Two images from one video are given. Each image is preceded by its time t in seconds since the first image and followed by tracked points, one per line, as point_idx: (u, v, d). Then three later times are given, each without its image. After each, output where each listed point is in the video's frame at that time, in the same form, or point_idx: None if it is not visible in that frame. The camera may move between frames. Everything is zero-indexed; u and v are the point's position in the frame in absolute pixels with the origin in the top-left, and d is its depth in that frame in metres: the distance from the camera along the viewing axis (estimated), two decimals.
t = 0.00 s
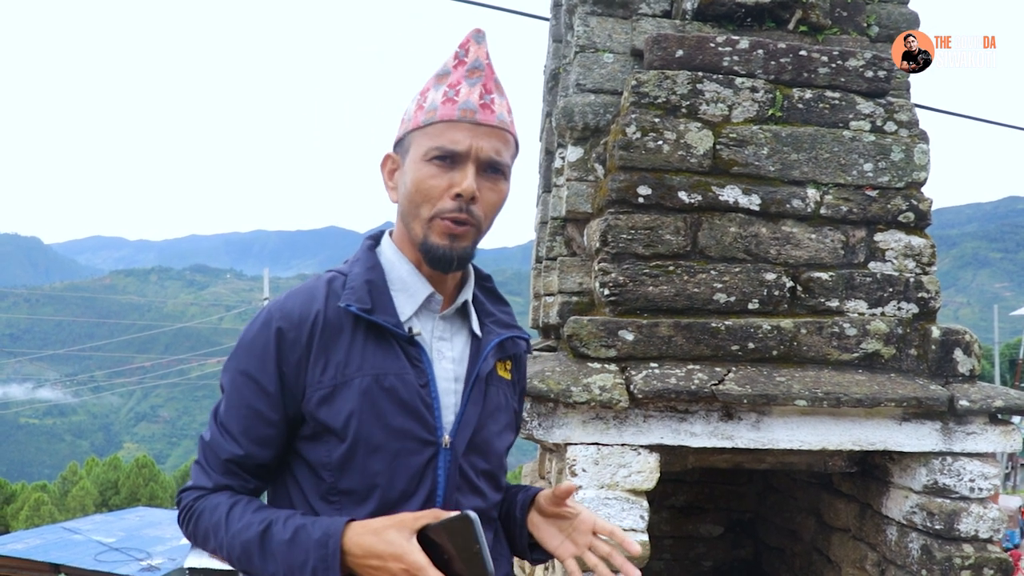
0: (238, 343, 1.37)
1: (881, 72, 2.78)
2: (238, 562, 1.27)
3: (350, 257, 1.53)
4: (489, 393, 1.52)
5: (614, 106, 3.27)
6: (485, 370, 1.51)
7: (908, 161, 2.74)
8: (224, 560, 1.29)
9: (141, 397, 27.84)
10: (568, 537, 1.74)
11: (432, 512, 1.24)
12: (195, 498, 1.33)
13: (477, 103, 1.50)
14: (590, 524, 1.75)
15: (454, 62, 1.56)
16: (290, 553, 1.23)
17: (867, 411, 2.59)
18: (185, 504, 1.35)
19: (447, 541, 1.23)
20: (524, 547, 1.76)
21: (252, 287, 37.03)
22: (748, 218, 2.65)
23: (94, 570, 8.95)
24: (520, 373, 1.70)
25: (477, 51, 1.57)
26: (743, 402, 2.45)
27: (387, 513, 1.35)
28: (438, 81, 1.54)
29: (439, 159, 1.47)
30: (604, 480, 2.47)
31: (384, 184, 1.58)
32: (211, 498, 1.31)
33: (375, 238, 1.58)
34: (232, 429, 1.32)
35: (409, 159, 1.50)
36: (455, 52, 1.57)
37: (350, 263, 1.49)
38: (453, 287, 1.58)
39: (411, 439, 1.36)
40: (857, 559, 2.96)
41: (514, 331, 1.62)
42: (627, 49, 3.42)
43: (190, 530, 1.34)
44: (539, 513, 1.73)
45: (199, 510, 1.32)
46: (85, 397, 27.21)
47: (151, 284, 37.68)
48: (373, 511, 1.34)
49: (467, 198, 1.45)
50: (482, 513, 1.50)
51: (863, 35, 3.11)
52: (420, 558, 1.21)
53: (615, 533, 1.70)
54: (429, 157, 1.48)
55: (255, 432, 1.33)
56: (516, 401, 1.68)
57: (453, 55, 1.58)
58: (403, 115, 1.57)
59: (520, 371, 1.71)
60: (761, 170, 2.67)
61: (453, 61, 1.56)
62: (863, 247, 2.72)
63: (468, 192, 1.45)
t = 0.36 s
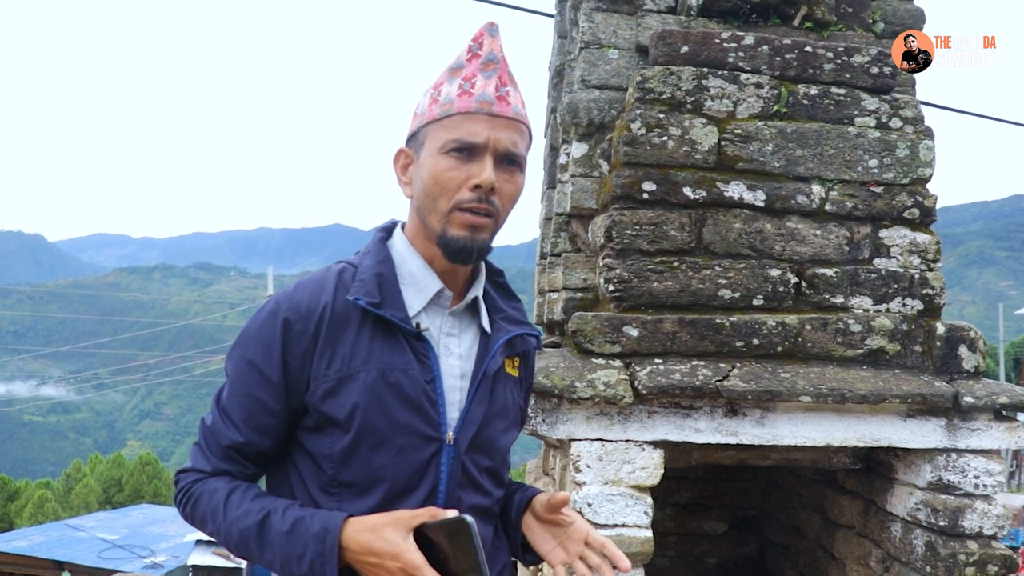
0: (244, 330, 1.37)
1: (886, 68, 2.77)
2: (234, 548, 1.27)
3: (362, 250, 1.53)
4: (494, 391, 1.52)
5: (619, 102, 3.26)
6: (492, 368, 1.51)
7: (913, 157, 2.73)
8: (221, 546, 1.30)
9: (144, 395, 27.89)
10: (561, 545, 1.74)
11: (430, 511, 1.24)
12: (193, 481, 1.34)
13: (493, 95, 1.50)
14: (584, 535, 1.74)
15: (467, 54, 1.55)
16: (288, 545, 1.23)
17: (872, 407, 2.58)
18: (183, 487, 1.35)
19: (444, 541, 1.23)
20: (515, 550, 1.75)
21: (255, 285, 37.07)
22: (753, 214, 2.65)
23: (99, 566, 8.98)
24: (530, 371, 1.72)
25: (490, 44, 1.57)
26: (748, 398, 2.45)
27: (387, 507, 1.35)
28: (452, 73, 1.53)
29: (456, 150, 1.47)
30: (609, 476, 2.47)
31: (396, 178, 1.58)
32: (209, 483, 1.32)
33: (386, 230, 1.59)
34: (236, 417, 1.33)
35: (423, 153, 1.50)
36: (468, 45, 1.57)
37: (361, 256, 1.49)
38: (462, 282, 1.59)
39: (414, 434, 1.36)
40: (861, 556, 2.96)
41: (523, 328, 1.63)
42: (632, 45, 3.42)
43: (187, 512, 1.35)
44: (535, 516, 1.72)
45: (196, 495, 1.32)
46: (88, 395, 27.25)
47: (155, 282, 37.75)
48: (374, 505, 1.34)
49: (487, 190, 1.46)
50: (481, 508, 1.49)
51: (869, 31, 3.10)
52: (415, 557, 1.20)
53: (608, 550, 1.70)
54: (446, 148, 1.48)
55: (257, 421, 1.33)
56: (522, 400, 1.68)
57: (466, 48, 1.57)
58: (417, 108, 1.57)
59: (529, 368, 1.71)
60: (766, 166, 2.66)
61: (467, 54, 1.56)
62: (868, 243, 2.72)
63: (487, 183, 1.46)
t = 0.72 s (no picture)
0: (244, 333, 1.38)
1: (889, 65, 2.78)
2: (246, 547, 1.24)
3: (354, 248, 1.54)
4: (496, 373, 1.51)
5: (622, 98, 3.27)
6: (492, 353, 1.51)
7: (916, 154, 2.74)
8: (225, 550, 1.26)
9: (148, 392, 27.96)
10: (617, 480, 1.63)
11: (452, 475, 1.24)
12: (190, 488, 1.30)
13: (491, 90, 1.51)
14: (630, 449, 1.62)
15: (457, 49, 1.53)
16: (310, 529, 1.23)
17: (875, 403, 2.59)
18: (180, 496, 1.30)
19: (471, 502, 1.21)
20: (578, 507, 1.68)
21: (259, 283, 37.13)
22: (756, 210, 2.65)
23: (104, 563, 9.01)
24: (535, 351, 1.71)
25: (479, 38, 1.56)
26: (751, 394, 2.45)
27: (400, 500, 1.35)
28: (444, 68, 1.51)
29: (463, 146, 1.47)
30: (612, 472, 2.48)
31: (387, 173, 1.54)
32: (210, 485, 1.28)
33: (378, 228, 1.60)
34: (239, 418, 1.31)
35: (424, 148, 1.48)
36: (454, 37, 1.55)
37: (354, 254, 1.50)
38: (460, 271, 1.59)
39: (420, 425, 1.37)
40: (864, 552, 2.96)
41: (519, 312, 1.63)
42: (636, 41, 3.42)
43: (183, 523, 1.29)
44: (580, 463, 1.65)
45: (198, 499, 1.28)
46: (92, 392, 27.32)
47: (159, 280, 37.84)
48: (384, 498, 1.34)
49: (496, 185, 1.47)
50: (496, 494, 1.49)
51: (872, 28, 3.10)
52: (439, 515, 1.19)
53: (654, 442, 1.56)
54: (451, 144, 1.47)
55: (260, 419, 1.32)
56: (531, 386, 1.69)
57: (453, 42, 1.54)
58: (406, 103, 1.53)
59: (535, 350, 1.71)
60: (769, 163, 2.67)
61: (456, 48, 1.53)
62: (871, 239, 2.72)
63: (495, 178, 1.47)
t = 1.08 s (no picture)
0: (259, 336, 1.38)
1: (891, 62, 2.78)
2: (311, 484, 1.15)
3: (348, 250, 1.56)
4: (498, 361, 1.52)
5: (624, 96, 3.28)
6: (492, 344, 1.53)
7: (918, 151, 2.74)
8: (299, 523, 1.16)
9: (150, 392, 27.97)
10: (643, 348, 1.58)
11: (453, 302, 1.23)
12: (247, 491, 1.23)
13: (481, 92, 1.49)
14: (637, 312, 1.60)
15: (444, 51, 1.50)
16: (351, 417, 1.16)
17: (878, 400, 2.59)
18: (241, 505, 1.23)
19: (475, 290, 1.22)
20: (622, 402, 1.57)
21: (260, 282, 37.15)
22: (758, 209, 2.66)
23: (106, 562, 9.03)
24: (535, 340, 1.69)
25: (466, 38, 1.52)
26: (754, 391, 2.46)
27: (413, 494, 1.36)
28: (432, 70, 1.48)
29: (458, 148, 1.46)
30: (615, 470, 2.49)
31: (377, 174, 1.53)
32: (259, 474, 1.22)
33: (370, 228, 1.60)
34: (271, 413, 1.28)
35: (417, 149, 1.47)
36: (440, 37, 1.51)
37: (349, 255, 1.51)
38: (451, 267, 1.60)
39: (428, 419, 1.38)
40: (867, 549, 2.97)
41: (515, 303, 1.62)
42: (638, 40, 3.43)
43: (253, 525, 1.20)
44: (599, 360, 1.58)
45: (252, 485, 1.21)
46: (93, 392, 27.32)
47: (160, 279, 37.87)
48: (397, 494, 1.34)
49: (490, 185, 1.47)
50: (508, 485, 1.47)
51: (874, 25, 3.11)
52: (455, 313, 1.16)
53: (652, 286, 1.57)
54: (446, 145, 1.46)
55: (295, 408, 1.30)
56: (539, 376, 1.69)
57: (439, 43, 1.51)
58: (394, 105, 1.50)
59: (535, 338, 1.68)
60: (771, 161, 2.67)
61: (443, 50, 1.50)
62: (873, 237, 2.73)
63: (490, 178, 1.47)
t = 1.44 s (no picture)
0: (260, 336, 1.38)
1: (892, 62, 2.78)
2: (320, 513, 1.18)
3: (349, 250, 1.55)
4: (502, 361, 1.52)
5: (626, 96, 3.28)
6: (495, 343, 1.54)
7: (919, 151, 2.74)
8: (301, 541, 1.20)
9: (151, 391, 27.99)
10: (636, 384, 1.58)
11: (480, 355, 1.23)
12: (248, 496, 1.26)
13: (480, 92, 1.51)
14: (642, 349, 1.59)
15: (441, 54, 1.51)
16: (369, 460, 1.18)
17: (879, 400, 2.60)
18: (241, 507, 1.26)
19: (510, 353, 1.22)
20: (604, 431, 1.60)
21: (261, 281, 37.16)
22: (760, 208, 2.66)
23: (108, 561, 9.04)
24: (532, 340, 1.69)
25: (461, 42, 1.54)
26: (755, 390, 2.46)
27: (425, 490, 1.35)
28: (431, 72, 1.49)
29: (462, 146, 1.47)
30: (616, 469, 2.49)
31: (378, 177, 1.52)
32: (263, 483, 1.24)
33: (370, 228, 1.60)
34: (273, 417, 1.29)
35: (420, 149, 1.48)
36: (436, 41, 1.52)
37: (350, 256, 1.50)
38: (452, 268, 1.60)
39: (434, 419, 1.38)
40: (868, 548, 2.97)
41: (514, 302, 1.64)
42: (639, 40, 3.43)
43: (254, 530, 1.23)
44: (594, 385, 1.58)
45: (257, 494, 1.23)
46: (95, 391, 27.34)
47: (161, 279, 37.89)
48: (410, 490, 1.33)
49: (495, 181, 1.49)
50: (517, 482, 1.49)
51: (875, 25, 3.11)
52: (486, 386, 1.17)
53: (666, 332, 1.55)
54: (450, 143, 1.47)
55: (295, 415, 1.31)
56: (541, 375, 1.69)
57: (435, 47, 1.52)
58: (393, 107, 1.51)
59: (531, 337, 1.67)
60: (772, 160, 2.68)
61: (440, 54, 1.51)
62: (873, 237, 2.73)
63: (495, 174, 1.49)
